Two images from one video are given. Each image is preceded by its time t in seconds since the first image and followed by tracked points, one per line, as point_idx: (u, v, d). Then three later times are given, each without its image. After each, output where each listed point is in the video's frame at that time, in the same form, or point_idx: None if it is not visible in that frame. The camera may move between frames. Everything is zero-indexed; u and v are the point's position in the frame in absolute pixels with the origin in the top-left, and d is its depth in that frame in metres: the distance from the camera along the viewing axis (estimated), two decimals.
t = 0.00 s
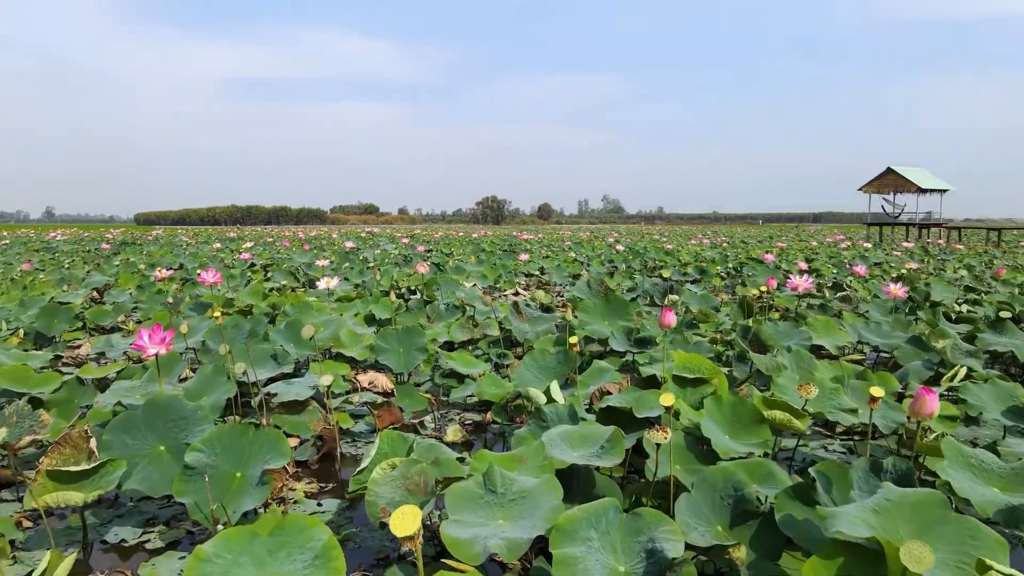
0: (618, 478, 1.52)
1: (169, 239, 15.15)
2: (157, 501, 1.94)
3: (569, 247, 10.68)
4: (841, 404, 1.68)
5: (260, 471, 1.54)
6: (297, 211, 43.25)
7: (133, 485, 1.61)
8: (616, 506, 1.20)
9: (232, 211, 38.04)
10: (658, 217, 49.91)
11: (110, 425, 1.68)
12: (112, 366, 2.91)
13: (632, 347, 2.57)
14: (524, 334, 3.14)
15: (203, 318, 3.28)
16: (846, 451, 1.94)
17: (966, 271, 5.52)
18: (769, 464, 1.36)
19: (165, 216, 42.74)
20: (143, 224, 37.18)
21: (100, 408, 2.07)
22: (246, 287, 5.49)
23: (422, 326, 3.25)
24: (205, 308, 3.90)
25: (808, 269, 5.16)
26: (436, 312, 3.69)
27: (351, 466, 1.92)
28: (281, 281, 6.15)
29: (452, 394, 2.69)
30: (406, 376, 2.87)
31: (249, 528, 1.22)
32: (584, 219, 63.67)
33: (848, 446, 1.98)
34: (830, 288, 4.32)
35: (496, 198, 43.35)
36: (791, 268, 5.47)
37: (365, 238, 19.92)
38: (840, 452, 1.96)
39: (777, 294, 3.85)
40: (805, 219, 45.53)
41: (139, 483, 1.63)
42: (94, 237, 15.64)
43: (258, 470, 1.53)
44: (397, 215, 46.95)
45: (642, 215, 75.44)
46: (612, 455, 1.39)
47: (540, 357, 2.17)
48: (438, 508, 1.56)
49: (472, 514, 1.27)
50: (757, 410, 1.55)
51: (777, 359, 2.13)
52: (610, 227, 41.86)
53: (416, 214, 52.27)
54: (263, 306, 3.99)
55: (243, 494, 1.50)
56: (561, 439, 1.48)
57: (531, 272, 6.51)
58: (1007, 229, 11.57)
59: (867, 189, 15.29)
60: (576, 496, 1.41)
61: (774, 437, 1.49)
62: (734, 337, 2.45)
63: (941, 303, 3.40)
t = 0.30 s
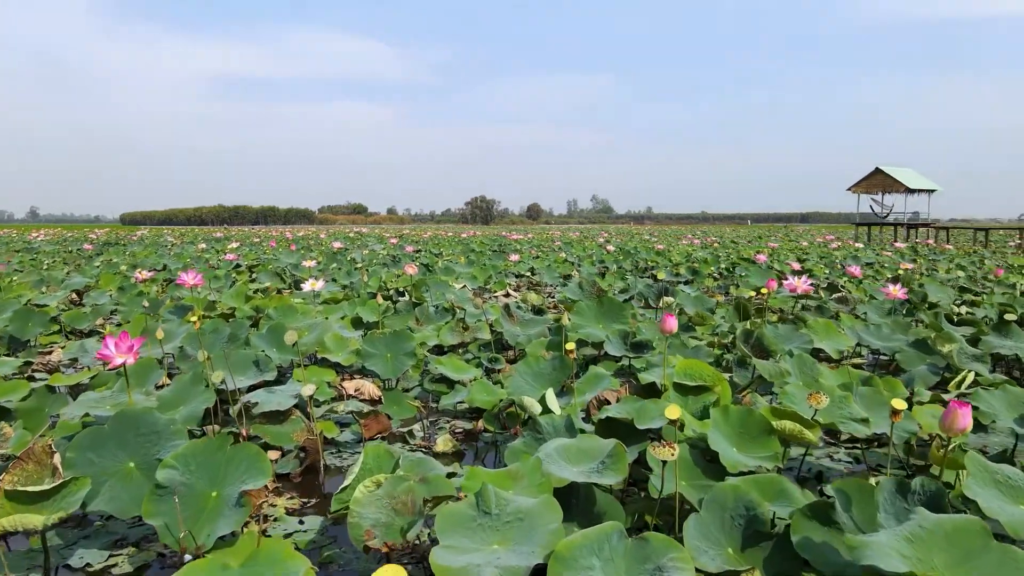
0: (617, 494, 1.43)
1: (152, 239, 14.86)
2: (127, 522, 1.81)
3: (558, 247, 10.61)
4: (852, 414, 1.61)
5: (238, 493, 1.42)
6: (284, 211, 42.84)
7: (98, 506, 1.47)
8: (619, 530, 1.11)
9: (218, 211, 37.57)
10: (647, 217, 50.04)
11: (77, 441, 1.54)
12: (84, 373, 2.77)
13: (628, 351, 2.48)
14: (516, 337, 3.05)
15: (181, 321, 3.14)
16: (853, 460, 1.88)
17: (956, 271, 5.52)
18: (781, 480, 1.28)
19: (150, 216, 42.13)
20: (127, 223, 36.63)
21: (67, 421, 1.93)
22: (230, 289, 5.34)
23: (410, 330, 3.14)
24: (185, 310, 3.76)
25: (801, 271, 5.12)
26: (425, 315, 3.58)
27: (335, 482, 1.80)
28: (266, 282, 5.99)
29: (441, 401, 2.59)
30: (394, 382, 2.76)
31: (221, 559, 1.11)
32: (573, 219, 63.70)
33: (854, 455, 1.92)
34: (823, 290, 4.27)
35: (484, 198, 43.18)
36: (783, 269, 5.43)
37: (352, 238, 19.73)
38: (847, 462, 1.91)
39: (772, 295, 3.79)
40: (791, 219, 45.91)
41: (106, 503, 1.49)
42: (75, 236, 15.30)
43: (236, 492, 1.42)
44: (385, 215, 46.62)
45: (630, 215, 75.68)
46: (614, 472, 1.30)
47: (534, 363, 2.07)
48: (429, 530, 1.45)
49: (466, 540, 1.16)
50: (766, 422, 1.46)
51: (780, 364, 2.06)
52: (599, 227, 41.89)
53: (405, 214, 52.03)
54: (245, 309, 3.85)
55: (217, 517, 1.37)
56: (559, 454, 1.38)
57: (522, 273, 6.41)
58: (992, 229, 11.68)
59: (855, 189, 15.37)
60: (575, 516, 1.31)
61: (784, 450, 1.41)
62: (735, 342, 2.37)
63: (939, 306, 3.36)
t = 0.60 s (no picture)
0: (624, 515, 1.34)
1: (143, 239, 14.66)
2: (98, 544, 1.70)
3: (554, 247, 10.55)
4: (871, 425, 1.53)
5: (215, 512, 1.33)
6: (278, 211, 42.61)
7: (67, 527, 1.34)
8: (630, 559, 1.02)
9: (212, 211, 37.34)
10: (641, 217, 50.14)
11: (46, 456, 1.41)
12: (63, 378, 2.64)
13: (631, 357, 2.40)
14: (514, 342, 2.96)
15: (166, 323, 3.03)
16: (867, 471, 1.80)
17: (955, 273, 5.48)
18: (802, 499, 1.19)
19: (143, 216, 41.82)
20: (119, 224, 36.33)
21: (39, 433, 1.84)
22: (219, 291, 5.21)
23: (404, 334, 3.04)
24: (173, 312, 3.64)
25: (801, 273, 5.06)
26: (420, 318, 3.48)
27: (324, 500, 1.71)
28: (257, 284, 5.87)
29: (437, 409, 2.49)
30: (387, 388, 2.66)
31: None
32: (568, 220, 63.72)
33: (868, 466, 1.84)
34: (825, 292, 4.20)
35: (479, 198, 43.02)
36: (782, 270, 5.37)
37: (346, 239, 19.56)
38: (861, 473, 1.83)
39: (775, 298, 3.72)
40: (785, 219, 46.06)
41: (76, 524, 1.36)
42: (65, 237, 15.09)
43: (212, 511, 1.33)
44: (380, 215, 46.49)
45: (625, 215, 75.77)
46: (623, 493, 1.20)
47: (533, 371, 1.98)
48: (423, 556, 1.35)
49: (465, 569, 1.05)
50: (782, 435, 1.38)
51: (790, 371, 1.98)
52: (593, 227, 41.90)
53: (400, 215, 51.84)
54: (234, 312, 3.74)
55: (193, 540, 1.28)
56: (563, 471, 1.28)
57: (518, 274, 6.32)
58: (986, 229, 11.71)
59: (850, 190, 15.38)
60: (580, 540, 1.22)
61: (802, 465, 1.32)
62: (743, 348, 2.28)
63: (944, 309, 3.30)
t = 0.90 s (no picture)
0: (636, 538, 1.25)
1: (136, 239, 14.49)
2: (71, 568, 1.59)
3: (551, 248, 10.47)
4: (896, 438, 1.45)
5: (194, 538, 1.23)
6: (274, 211, 42.42)
7: (34, 555, 1.24)
8: None
9: (207, 211, 37.11)
10: (638, 217, 50.11)
11: (14, 476, 1.32)
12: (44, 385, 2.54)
13: (636, 363, 2.31)
14: (514, 346, 2.87)
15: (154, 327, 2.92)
16: (886, 485, 1.72)
17: (958, 274, 5.42)
18: (830, 523, 1.11)
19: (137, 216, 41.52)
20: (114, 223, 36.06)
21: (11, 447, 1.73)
22: (212, 293, 5.10)
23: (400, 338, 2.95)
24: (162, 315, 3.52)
25: (804, 274, 4.98)
26: (417, 321, 3.39)
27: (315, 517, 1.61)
28: (250, 285, 5.76)
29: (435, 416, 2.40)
30: (382, 395, 2.56)
31: None
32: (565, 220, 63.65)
33: (886, 479, 1.76)
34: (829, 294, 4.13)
35: (476, 198, 42.96)
36: (784, 271, 5.29)
37: (342, 239, 19.41)
38: (879, 486, 1.75)
39: (780, 300, 3.64)
40: (782, 219, 46.09)
41: (44, 550, 1.26)
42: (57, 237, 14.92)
43: (191, 537, 1.23)
44: (376, 215, 46.32)
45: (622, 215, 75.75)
46: (637, 518, 1.11)
47: (536, 379, 1.88)
48: None
49: None
50: (804, 451, 1.29)
51: (804, 379, 1.89)
52: (590, 227, 41.85)
53: (396, 215, 51.70)
54: (225, 315, 3.63)
55: (170, 569, 1.19)
56: (572, 492, 1.19)
57: (516, 275, 6.23)
58: (985, 229, 11.69)
59: (847, 189, 15.34)
60: (590, 569, 1.12)
61: (826, 484, 1.24)
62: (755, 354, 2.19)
63: (954, 312, 3.23)
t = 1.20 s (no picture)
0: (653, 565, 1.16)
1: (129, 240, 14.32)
2: None
3: (549, 248, 10.38)
4: (924, 453, 1.36)
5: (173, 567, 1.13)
6: (270, 211, 42.24)
7: None
8: None
9: (202, 211, 36.93)
10: (635, 217, 50.11)
11: None
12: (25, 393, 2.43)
13: (642, 369, 2.22)
14: (515, 351, 2.78)
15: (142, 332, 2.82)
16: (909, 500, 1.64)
17: (962, 274, 5.34)
18: (867, 550, 1.01)
19: (132, 216, 41.36)
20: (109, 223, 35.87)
21: None
22: (205, 294, 4.99)
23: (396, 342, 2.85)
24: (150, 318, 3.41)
25: (808, 276, 4.90)
26: (414, 325, 3.29)
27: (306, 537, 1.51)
28: (244, 286, 5.64)
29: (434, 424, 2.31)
30: (378, 403, 2.47)
31: None
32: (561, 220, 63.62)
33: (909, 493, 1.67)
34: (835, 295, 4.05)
35: (473, 198, 42.84)
36: (787, 272, 5.21)
37: (339, 240, 19.30)
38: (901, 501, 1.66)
39: (786, 302, 3.56)
40: (778, 219, 46.15)
41: None
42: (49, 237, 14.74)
43: (169, 565, 1.12)
44: (373, 215, 46.18)
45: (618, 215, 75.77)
46: (656, 546, 1.02)
47: (540, 389, 1.79)
48: None
49: None
50: (832, 469, 1.20)
51: (821, 387, 1.80)
52: (587, 227, 41.80)
53: (393, 215, 51.56)
54: (216, 318, 3.52)
55: None
56: (582, 517, 1.09)
57: (515, 276, 6.13)
58: (983, 229, 11.68)
59: (846, 189, 15.29)
60: None
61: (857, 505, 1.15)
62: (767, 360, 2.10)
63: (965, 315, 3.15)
